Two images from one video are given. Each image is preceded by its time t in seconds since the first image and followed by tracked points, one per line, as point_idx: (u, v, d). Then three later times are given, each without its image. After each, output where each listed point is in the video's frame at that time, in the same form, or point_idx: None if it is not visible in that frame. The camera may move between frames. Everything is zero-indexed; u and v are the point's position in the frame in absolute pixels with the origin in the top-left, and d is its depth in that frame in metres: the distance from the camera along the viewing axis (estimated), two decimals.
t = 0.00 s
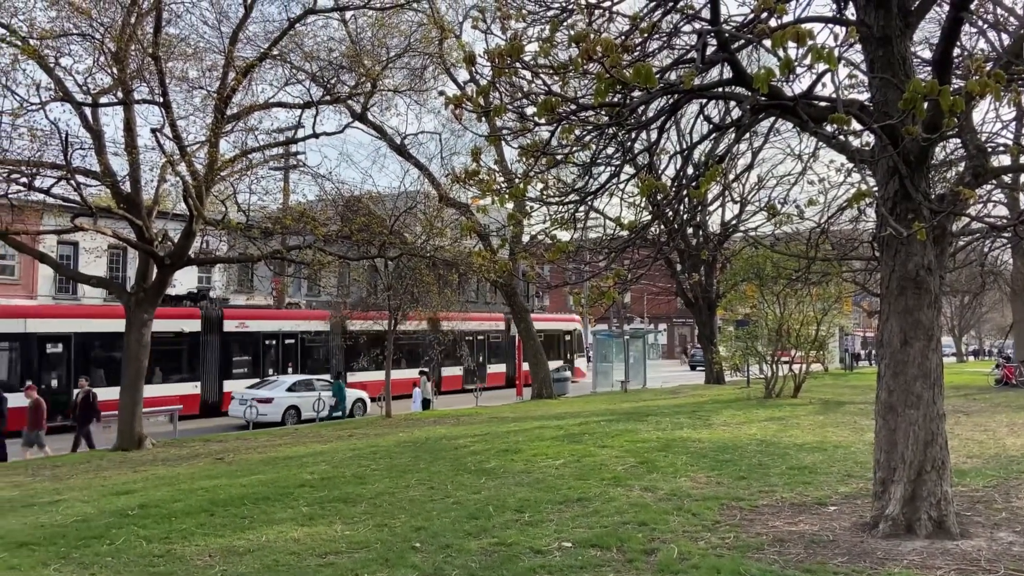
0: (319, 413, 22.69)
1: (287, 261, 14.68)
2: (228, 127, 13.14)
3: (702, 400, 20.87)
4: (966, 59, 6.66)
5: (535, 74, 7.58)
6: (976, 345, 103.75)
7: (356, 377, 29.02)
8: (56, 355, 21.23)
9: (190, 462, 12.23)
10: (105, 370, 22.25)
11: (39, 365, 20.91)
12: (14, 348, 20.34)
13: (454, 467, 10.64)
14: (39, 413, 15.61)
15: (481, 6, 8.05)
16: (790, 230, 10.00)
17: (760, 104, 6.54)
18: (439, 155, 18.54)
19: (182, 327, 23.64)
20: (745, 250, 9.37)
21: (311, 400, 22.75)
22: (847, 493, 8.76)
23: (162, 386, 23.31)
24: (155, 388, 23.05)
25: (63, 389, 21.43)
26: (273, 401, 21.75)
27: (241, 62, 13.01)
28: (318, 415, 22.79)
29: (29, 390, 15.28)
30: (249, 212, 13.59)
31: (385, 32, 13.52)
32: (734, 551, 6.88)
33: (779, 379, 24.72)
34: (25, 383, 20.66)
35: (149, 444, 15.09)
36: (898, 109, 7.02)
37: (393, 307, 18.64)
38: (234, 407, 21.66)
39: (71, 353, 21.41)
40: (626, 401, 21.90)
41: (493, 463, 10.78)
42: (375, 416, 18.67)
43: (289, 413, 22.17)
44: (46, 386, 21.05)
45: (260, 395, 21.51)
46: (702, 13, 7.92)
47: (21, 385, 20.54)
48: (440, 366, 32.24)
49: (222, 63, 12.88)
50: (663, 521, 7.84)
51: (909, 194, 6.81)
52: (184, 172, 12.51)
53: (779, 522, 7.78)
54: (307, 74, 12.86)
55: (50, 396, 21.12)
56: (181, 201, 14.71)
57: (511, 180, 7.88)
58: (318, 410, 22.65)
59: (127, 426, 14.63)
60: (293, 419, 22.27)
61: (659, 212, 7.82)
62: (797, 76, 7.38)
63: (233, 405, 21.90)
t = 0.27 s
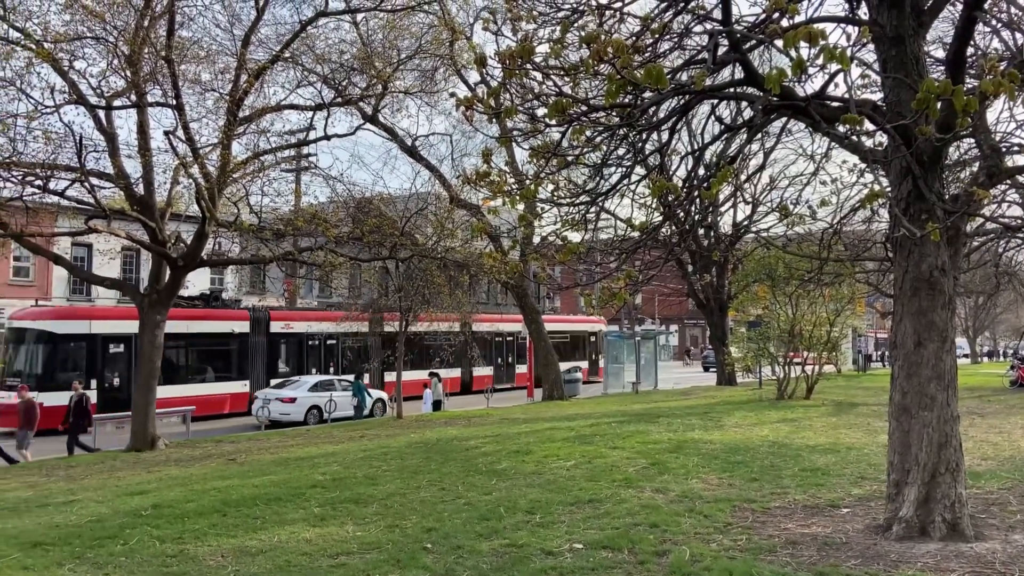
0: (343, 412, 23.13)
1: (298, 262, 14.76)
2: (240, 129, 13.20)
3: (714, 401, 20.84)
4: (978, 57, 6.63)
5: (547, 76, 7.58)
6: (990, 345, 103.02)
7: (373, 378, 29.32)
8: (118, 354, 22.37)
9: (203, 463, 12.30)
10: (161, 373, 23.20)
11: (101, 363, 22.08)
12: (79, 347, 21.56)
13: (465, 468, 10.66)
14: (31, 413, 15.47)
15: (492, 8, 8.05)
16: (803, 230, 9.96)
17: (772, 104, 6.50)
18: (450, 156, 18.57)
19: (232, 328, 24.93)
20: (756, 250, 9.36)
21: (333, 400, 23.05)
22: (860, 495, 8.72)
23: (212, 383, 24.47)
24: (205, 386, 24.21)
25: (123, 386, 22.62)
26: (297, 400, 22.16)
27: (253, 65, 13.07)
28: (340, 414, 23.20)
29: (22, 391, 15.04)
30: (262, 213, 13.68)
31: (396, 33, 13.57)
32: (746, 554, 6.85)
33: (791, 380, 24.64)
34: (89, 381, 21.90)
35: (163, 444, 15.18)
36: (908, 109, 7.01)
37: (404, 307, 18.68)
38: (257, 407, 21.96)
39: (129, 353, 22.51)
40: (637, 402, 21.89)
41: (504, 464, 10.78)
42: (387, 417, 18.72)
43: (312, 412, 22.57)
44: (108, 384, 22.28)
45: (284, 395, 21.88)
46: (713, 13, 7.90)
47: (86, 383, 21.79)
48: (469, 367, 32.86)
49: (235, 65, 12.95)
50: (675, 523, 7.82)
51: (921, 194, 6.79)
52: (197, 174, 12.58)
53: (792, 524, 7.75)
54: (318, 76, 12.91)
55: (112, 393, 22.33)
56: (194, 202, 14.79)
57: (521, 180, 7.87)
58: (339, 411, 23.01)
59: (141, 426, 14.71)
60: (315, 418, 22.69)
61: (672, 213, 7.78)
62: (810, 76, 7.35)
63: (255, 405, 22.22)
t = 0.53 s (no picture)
0: (362, 412, 23.31)
1: (309, 264, 14.80)
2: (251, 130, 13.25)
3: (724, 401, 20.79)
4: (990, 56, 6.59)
5: (557, 76, 7.59)
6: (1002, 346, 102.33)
7: (387, 380, 29.47)
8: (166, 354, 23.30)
9: (214, 463, 12.35)
10: (207, 373, 24.04)
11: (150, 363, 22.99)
12: (131, 347, 22.54)
13: (475, 469, 10.67)
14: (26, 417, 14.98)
15: (502, 9, 8.06)
16: (814, 230, 9.92)
17: (783, 104, 6.49)
18: (459, 157, 18.60)
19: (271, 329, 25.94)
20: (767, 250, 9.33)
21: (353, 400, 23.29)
22: (872, 497, 8.68)
23: (254, 383, 25.37)
24: (247, 385, 25.10)
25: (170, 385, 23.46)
26: (318, 400, 22.40)
27: (264, 67, 13.12)
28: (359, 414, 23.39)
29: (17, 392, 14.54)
30: (273, 215, 13.73)
31: (406, 35, 13.59)
32: (757, 555, 6.83)
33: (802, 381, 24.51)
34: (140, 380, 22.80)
35: (175, 445, 15.26)
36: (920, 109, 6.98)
37: (414, 307, 18.72)
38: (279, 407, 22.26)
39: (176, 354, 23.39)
40: (647, 403, 21.84)
41: (514, 465, 10.78)
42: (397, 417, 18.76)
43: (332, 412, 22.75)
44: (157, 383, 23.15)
45: (305, 395, 22.16)
46: (723, 12, 7.88)
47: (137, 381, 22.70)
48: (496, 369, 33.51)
49: (246, 67, 13.00)
50: (685, 524, 7.80)
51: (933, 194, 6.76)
52: (209, 176, 12.64)
53: (802, 526, 7.72)
54: (329, 78, 12.95)
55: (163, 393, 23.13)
56: (205, 204, 14.86)
57: (531, 182, 7.87)
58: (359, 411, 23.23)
59: (152, 426, 14.77)
60: (336, 418, 22.85)
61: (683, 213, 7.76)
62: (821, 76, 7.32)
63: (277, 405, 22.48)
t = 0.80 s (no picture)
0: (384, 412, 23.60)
1: (321, 265, 14.85)
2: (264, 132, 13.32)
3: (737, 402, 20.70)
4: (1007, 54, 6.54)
5: (569, 77, 7.58)
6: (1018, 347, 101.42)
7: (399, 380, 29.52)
8: (216, 354, 24.07)
9: (228, 463, 12.41)
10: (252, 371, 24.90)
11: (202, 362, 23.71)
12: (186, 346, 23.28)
13: (487, 469, 10.68)
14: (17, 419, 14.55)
15: (514, 10, 8.06)
16: (827, 231, 9.87)
17: (796, 103, 6.46)
18: (471, 158, 18.62)
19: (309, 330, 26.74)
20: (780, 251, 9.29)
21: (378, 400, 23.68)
22: (887, 498, 8.63)
23: (296, 382, 26.17)
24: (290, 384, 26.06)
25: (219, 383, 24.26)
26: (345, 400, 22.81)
27: (277, 69, 13.19)
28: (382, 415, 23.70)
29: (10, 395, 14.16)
30: (285, 216, 13.78)
31: (417, 36, 13.63)
32: (771, 557, 6.79)
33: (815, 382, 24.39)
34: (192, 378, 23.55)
35: (189, 445, 15.33)
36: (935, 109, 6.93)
37: (426, 308, 18.75)
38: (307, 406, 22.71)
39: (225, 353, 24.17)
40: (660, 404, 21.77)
41: (526, 465, 10.78)
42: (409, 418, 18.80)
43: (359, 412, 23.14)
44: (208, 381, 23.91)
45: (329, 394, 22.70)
46: (736, 12, 7.85)
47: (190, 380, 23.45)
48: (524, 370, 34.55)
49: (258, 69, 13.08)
50: (698, 525, 7.78)
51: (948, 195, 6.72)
52: (222, 177, 12.71)
53: (816, 528, 7.68)
54: (341, 79, 12.99)
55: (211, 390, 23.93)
56: (218, 205, 14.94)
57: (543, 182, 7.87)
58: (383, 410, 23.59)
59: (166, 427, 14.84)
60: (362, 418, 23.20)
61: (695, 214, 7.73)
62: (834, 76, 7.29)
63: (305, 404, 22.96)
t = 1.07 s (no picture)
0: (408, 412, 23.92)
1: (334, 265, 14.91)
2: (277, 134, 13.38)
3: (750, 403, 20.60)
4: None
5: (581, 77, 7.58)
6: None
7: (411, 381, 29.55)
8: (261, 352, 24.85)
9: (242, 463, 12.48)
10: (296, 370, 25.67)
11: (247, 360, 24.51)
12: (233, 345, 24.12)
13: (500, 470, 10.68)
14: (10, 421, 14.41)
15: (526, 11, 8.06)
16: (842, 231, 9.81)
17: (809, 103, 6.43)
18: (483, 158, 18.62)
19: (350, 329, 27.63)
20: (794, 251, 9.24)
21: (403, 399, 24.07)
22: (903, 500, 8.56)
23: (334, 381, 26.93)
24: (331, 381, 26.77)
25: (265, 381, 25.05)
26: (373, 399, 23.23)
27: (290, 71, 13.26)
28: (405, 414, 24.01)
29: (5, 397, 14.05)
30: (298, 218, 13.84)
31: (430, 37, 13.66)
32: (785, 558, 6.76)
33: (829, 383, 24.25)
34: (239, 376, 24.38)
35: (204, 446, 15.41)
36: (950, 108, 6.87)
37: (438, 308, 18.76)
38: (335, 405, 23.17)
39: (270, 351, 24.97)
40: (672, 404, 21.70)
41: (539, 466, 10.77)
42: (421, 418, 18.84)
43: (385, 411, 23.67)
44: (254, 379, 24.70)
45: (360, 393, 22.99)
46: (749, 11, 7.82)
47: (237, 378, 24.28)
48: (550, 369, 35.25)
49: (272, 71, 13.14)
50: (712, 526, 7.75)
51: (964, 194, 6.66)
52: (236, 179, 12.79)
53: (831, 529, 7.63)
54: (353, 81, 13.03)
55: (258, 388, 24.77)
56: (232, 207, 15.02)
57: (555, 183, 7.86)
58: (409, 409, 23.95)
59: (180, 428, 14.93)
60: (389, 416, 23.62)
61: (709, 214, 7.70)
62: (848, 76, 7.25)
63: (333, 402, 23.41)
